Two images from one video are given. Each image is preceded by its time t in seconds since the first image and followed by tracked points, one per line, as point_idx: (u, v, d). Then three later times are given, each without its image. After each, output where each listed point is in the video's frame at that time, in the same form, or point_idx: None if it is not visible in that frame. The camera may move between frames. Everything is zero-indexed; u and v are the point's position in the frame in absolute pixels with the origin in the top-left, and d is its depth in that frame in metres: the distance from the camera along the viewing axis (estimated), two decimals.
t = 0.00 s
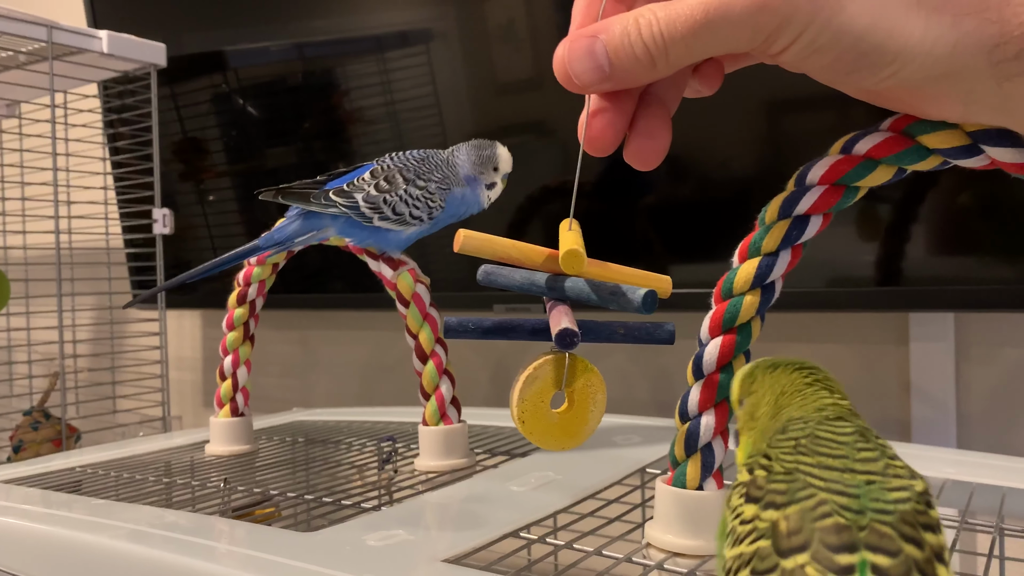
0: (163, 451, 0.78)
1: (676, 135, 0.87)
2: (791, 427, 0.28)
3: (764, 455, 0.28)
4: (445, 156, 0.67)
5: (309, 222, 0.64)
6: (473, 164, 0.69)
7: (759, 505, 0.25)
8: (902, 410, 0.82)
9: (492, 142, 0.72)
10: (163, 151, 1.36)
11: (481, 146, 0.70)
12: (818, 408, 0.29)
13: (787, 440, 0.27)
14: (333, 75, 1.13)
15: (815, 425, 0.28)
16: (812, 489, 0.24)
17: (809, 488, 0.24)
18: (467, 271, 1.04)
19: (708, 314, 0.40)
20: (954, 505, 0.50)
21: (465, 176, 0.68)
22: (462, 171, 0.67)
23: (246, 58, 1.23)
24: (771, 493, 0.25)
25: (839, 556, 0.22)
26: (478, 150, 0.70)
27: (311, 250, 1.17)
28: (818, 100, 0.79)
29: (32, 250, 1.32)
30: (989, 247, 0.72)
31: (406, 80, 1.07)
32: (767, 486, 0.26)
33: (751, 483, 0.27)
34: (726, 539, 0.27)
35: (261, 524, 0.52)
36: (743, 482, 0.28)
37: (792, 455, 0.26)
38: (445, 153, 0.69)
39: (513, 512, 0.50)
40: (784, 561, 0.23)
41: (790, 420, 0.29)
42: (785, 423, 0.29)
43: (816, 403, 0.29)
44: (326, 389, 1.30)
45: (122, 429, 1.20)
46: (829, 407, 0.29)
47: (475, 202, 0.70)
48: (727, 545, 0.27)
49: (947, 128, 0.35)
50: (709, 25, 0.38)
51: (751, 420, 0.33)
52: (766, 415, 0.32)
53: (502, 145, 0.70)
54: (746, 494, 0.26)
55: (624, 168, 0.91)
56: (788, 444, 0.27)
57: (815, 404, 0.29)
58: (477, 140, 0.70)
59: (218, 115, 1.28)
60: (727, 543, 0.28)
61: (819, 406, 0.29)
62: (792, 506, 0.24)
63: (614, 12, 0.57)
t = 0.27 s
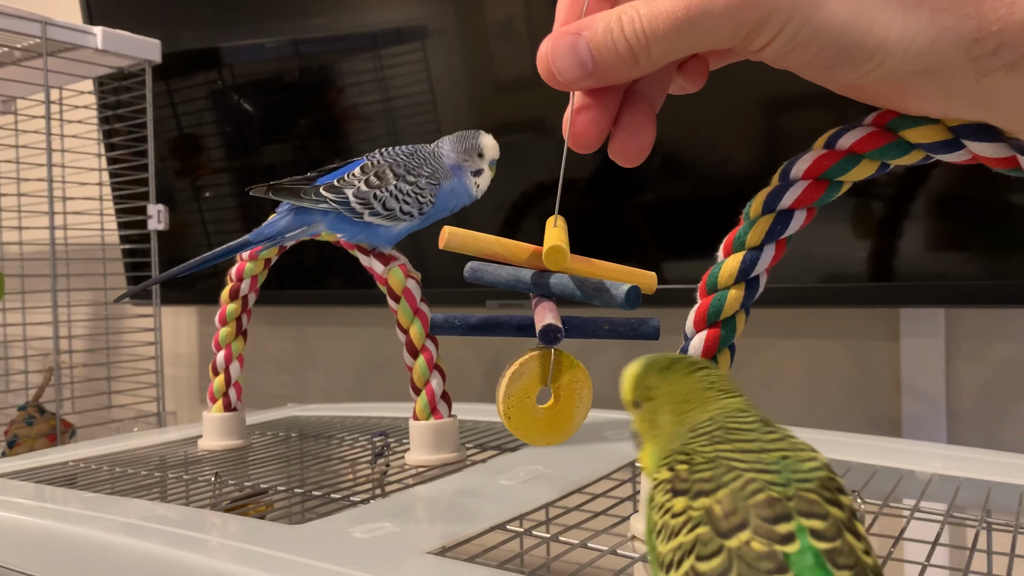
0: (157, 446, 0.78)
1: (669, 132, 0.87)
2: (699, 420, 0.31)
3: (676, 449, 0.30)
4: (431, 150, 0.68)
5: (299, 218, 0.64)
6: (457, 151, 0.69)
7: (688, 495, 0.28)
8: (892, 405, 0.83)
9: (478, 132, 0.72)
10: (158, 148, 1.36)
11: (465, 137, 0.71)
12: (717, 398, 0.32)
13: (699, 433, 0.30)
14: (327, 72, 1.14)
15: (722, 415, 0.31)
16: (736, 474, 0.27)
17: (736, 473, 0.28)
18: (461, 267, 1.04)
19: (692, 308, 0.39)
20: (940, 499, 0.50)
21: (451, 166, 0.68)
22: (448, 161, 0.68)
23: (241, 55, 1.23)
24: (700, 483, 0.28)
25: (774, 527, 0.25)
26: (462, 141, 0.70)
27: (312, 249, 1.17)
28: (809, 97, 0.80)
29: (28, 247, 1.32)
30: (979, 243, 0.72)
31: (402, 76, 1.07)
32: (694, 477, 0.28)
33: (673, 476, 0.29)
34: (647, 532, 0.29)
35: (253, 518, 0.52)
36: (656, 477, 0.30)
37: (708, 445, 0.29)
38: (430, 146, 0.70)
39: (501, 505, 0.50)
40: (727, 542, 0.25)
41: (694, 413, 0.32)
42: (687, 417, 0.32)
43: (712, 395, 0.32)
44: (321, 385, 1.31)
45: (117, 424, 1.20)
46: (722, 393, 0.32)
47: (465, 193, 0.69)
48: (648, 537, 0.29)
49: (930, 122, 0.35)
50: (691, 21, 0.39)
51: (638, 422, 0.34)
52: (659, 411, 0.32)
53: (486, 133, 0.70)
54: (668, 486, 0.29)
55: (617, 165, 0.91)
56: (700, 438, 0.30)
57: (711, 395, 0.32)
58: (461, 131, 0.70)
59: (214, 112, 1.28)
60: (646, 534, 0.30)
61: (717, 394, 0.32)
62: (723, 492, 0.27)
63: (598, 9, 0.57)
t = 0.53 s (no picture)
0: (154, 439, 0.79)
1: (669, 127, 0.87)
2: (651, 417, 0.32)
3: (636, 448, 0.30)
4: (427, 143, 0.68)
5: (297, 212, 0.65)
6: (454, 147, 0.68)
7: (681, 482, 0.27)
8: (891, 401, 0.82)
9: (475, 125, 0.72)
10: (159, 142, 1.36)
11: (462, 131, 0.70)
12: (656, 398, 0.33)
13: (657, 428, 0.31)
14: (327, 66, 1.13)
15: (671, 411, 0.32)
16: (717, 453, 0.28)
17: (720, 454, 0.28)
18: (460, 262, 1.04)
19: (685, 304, 0.39)
20: (935, 495, 0.50)
21: (447, 160, 0.67)
22: (443, 155, 0.67)
23: (241, 49, 1.23)
24: (686, 469, 0.28)
25: (778, 489, 0.26)
26: (459, 136, 0.69)
27: (310, 242, 1.17)
28: (808, 92, 0.79)
29: (29, 240, 1.32)
30: (980, 240, 0.72)
31: (402, 71, 1.07)
32: (677, 465, 0.28)
33: (652, 470, 0.28)
34: (635, 537, 0.28)
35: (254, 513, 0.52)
36: (626, 479, 0.29)
37: (673, 437, 0.30)
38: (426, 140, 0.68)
39: (495, 499, 0.50)
40: (746, 512, 0.25)
41: (639, 413, 0.32)
42: (635, 417, 0.32)
43: (651, 394, 0.34)
44: (321, 380, 1.31)
45: (117, 417, 1.21)
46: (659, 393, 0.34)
47: (461, 187, 0.69)
48: (638, 542, 0.28)
49: (924, 117, 0.35)
50: (683, 16, 0.38)
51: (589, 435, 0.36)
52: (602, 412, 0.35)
53: (483, 127, 0.69)
54: (650, 480, 0.28)
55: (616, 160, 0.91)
56: (660, 431, 0.30)
57: (651, 395, 0.33)
58: (459, 125, 0.70)
59: (214, 106, 1.28)
60: (631, 541, 0.28)
61: (654, 393, 0.34)
62: (717, 470, 0.27)
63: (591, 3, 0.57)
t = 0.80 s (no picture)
0: (156, 430, 0.79)
1: (671, 119, 0.87)
2: (653, 389, 0.32)
3: (642, 418, 0.31)
4: (425, 136, 0.68)
5: (297, 201, 0.65)
6: (449, 139, 0.68)
7: (691, 449, 0.28)
8: (893, 395, 0.82)
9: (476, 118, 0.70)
10: (162, 134, 1.36)
11: (459, 123, 0.70)
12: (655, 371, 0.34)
13: (661, 399, 0.31)
14: (329, 59, 1.13)
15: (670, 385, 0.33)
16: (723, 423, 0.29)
17: (726, 423, 0.29)
18: (461, 255, 1.04)
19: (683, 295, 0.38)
20: (935, 487, 0.50)
21: (441, 154, 0.67)
22: (438, 148, 0.68)
23: (243, 42, 1.23)
24: (695, 436, 0.29)
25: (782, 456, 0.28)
26: (455, 127, 0.69)
27: (314, 235, 1.17)
28: (811, 84, 0.79)
29: (33, 232, 1.33)
30: (985, 231, 0.71)
31: (404, 63, 1.07)
32: (686, 433, 0.29)
33: (661, 437, 0.29)
34: (644, 500, 0.29)
35: (255, 502, 0.52)
36: (633, 447, 0.30)
37: (679, 408, 0.31)
38: (422, 133, 0.69)
39: (493, 489, 0.51)
40: (756, 475, 0.27)
41: (641, 385, 0.33)
42: (636, 389, 0.33)
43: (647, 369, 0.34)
44: (323, 372, 1.31)
45: (120, 409, 1.22)
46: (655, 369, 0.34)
47: (455, 181, 0.68)
48: (647, 505, 0.29)
49: (923, 105, 0.35)
50: (680, 8, 0.38)
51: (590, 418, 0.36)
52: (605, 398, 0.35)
53: (480, 121, 0.68)
54: (660, 447, 0.29)
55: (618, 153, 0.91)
56: (665, 402, 0.31)
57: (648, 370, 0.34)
58: (455, 118, 0.69)
59: (217, 99, 1.28)
60: (638, 505, 0.29)
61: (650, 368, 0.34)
62: (725, 439, 0.28)
63: None
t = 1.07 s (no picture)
0: (161, 425, 0.79)
1: (676, 115, 0.87)
2: (634, 400, 0.32)
3: (628, 431, 0.31)
4: (427, 131, 0.67)
5: (297, 196, 0.65)
6: (451, 137, 0.67)
7: (685, 457, 0.28)
8: (897, 391, 0.82)
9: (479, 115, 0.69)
10: (167, 130, 1.37)
11: (461, 121, 0.68)
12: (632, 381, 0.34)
13: (644, 410, 0.32)
14: (334, 54, 1.13)
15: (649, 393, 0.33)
16: (712, 426, 0.29)
17: (716, 427, 0.29)
18: (465, 251, 1.04)
19: (686, 288, 0.38)
20: (940, 484, 0.49)
21: (441, 151, 0.66)
22: (438, 146, 0.66)
23: (248, 37, 1.23)
24: (687, 444, 0.29)
25: (775, 452, 0.28)
26: (457, 124, 0.68)
27: (322, 230, 1.17)
28: (818, 80, 0.78)
29: (38, 227, 1.33)
30: (991, 227, 0.71)
31: (409, 58, 1.07)
32: (678, 442, 0.29)
33: (653, 448, 0.29)
34: (643, 516, 0.28)
35: (259, 497, 0.52)
36: (625, 462, 0.30)
37: (666, 416, 0.31)
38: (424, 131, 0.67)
39: (496, 484, 0.51)
40: (753, 475, 0.27)
41: (622, 396, 0.33)
42: (615, 401, 0.33)
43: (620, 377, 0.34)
44: (327, 367, 1.32)
45: (125, 403, 1.22)
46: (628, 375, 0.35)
47: (455, 179, 0.67)
48: (648, 521, 0.28)
49: (926, 100, 0.35)
50: None
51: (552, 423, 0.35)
52: (568, 400, 0.34)
53: (482, 117, 0.67)
54: (654, 458, 0.29)
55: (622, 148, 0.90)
56: (651, 411, 0.31)
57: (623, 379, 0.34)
58: (458, 115, 0.68)
59: (221, 94, 1.28)
60: (638, 521, 0.29)
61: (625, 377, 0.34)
62: (718, 441, 0.28)
63: None
